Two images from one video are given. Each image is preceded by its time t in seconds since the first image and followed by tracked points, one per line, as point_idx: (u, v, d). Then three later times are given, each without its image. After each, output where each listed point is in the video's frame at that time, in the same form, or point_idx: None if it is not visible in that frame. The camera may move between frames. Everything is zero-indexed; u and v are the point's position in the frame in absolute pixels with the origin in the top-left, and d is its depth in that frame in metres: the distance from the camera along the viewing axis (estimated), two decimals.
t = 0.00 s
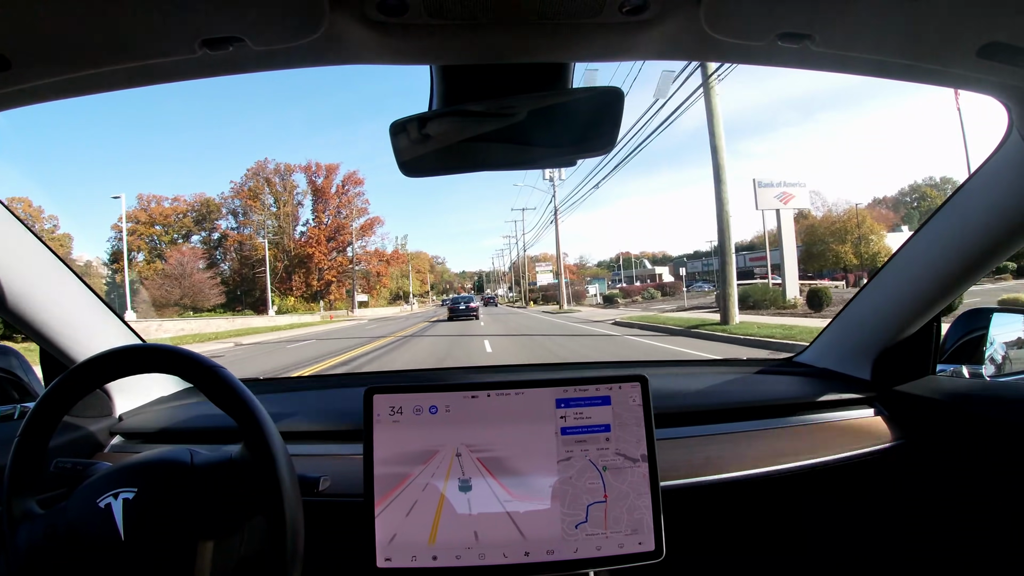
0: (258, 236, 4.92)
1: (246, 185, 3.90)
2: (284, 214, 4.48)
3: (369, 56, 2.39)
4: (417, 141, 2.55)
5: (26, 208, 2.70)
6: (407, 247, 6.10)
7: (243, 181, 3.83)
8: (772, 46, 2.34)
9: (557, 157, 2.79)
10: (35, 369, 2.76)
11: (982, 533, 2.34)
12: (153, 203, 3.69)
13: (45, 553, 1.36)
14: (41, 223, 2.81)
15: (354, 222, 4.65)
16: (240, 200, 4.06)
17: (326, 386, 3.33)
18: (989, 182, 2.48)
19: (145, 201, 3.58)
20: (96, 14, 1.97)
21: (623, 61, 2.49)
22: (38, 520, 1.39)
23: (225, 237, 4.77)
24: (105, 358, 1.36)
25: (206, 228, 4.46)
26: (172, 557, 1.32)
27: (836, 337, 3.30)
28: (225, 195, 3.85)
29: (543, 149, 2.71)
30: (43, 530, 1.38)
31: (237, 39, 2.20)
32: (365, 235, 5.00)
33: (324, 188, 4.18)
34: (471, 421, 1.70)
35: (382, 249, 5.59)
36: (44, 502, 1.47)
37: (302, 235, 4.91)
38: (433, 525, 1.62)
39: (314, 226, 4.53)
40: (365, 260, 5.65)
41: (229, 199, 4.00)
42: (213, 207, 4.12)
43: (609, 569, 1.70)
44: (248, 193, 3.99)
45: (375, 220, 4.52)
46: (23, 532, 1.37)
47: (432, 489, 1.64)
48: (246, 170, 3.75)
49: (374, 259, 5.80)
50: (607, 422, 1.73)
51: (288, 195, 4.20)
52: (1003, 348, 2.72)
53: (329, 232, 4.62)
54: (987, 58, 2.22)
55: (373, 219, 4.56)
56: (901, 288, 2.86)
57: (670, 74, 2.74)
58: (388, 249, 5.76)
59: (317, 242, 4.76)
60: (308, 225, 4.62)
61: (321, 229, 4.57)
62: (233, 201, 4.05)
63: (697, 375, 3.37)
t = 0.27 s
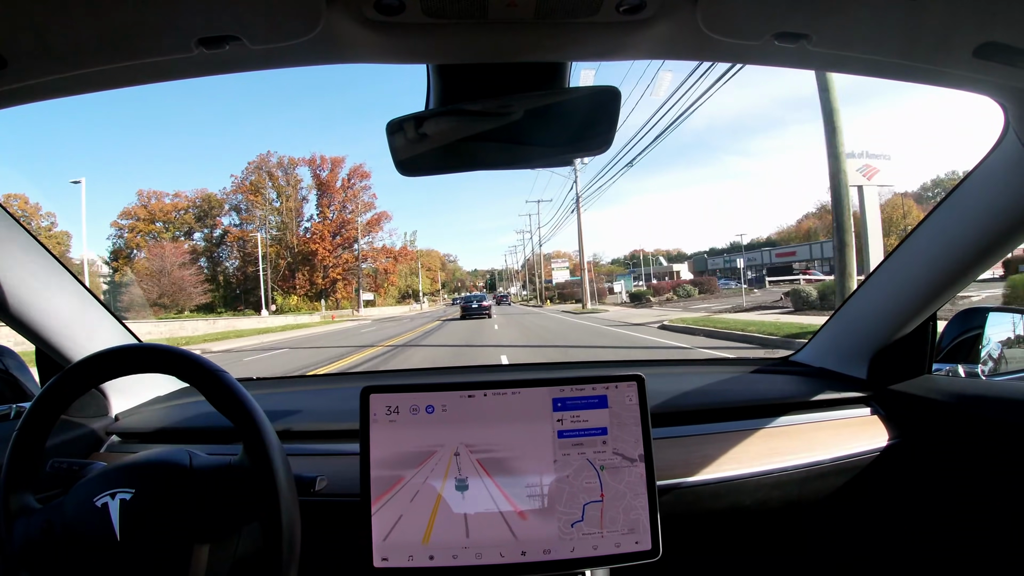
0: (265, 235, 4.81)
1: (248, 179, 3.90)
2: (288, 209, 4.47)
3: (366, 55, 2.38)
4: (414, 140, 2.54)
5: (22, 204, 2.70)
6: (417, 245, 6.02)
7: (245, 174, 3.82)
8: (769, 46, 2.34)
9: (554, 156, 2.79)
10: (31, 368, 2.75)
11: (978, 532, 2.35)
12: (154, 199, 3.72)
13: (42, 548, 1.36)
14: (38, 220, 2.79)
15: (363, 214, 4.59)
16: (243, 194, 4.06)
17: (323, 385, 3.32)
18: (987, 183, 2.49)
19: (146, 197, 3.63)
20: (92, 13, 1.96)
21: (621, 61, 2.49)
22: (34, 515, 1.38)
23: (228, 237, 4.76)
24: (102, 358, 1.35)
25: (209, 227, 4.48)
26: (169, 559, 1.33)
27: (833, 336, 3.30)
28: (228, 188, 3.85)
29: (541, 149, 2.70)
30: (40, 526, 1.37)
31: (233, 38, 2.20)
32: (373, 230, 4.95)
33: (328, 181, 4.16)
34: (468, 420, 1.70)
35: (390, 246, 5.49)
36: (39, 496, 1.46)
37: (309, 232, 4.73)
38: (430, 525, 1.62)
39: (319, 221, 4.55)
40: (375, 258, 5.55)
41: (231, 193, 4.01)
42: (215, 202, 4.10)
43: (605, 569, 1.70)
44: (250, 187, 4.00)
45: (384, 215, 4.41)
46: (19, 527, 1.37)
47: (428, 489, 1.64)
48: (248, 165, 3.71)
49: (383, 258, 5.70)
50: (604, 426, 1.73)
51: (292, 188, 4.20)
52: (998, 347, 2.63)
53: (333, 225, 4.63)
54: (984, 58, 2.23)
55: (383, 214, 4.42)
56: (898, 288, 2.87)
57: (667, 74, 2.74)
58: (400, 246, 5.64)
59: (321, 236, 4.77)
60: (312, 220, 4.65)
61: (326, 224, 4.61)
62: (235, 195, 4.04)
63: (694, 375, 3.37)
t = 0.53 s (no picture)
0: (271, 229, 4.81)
1: (249, 173, 3.90)
2: (292, 203, 4.46)
3: (365, 55, 2.39)
4: (414, 141, 2.55)
5: (19, 200, 2.71)
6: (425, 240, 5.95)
7: (246, 168, 3.84)
8: (768, 45, 2.34)
9: (554, 156, 2.79)
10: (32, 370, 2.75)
11: (979, 531, 2.35)
12: (156, 194, 3.89)
13: (41, 545, 1.35)
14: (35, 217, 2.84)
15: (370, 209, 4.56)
16: (246, 188, 4.08)
17: (324, 386, 3.32)
18: (987, 182, 2.49)
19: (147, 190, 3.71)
20: (92, 14, 1.96)
21: (620, 61, 2.49)
22: (35, 509, 1.38)
23: (233, 233, 4.79)
24: (106, 359, 1.35)
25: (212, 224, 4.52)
26: (167, 564, 1.32)
27: (834, 335, 3.30)
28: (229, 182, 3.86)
29: (541, 149, 2.71)
30: (41, 521, 1.37)
31: (233, 39, 2.20)
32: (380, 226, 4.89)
33: (333, 175, 4.16)
34: (469, 421, 1.70)
35: (397, 243, 5.42)
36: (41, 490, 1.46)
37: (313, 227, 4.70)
38: (431, 526, 1.62)
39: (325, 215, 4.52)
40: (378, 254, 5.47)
41: (232, 187, 4.03)
42: (218, 198, 4.22)
43: (606, 569, 1.70)
44: (251, 180, 4.00)
45: (392, 210, 4.39)
46: (20, 520, 1.36)
47: (430, 489, 1.64)
48: (251, 157, 3.77)
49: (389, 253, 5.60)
50: (605, 425, 1.73)
51: (297, 183, 4.19)
52: (999, 346, 2.63)
53: (339, 220, 4.60)
54: (983, 57, 2.23)
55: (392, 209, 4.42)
56: (899, 288, 2.86)
57: (667, 74, 2.74)
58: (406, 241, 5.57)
59: (326, 231, 4.74)
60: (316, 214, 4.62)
61: (331, 219, 4.58)
62: (236, 189, 4.05)
63: (695, 374, 3.37)
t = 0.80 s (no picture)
0: (271, 223, 4.76)
1: (248, 166, 3.81)
2: (296, 197, 4.38)
3: (368, 55, 2.39)
4: (417, 141, 2.55)
5: (12, 195, 2.67)
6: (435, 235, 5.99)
7: (246, 160, 3.72)
8: (771, 44, 2.34)
9: (557, 155, 2.79)
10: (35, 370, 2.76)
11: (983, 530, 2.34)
12: (154, 187, 3.72)
13: (46, 536, 1.37)
14: (29, 214, 2.77)
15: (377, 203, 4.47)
16: (245, 181, 3.99)
17: (326, 386, 3.32)
18: (990, 181, 2.48)
19: (145, 184, 3.60)
20: (95, 15, 1.97)
21: (622, 60, 2.49)
22: (41, 498, 1.40)
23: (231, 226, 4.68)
24: (113, 358, 1.35)
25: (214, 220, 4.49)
26: (167, 568, 1.31)
27: (837, 334, 3.29)
28: (228, 176, 3.81)
29: (544, 148, 2.71)
30: (46, 511, 1.38)
31: (236, 39, 2.20)
32: (386, 220, 4.88)
33: (337, 167, 4.09)
34: (472, 421, 1.69)
35: (404, 239, 5.50)
36: (48, 480, 1.48)
37: (317, 219, 4.67)
38: (435, 526, 1.62)
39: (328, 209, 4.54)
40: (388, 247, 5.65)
41: (232, 180, 3.95)
42: (219, 193, 4.12)
43: (610, 568, 1.70)
44: (251, 172, 3.90)
45: (397, 203, 4.31)
46: (26, 509, 1.38)
47: (433, 489, 1.64)
48: (251, 149, 3.61)
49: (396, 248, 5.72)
50: (608, 423, 1.73)
51: (299, 176, 4.16)
52: (1002, 345, 2.60)
53: (343, 212, 4.58)
54: (986, 55, 2.22)
55: (399, 204, 4.36)
56: (902, 287, 2.86)
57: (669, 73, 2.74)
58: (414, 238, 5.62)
59: (331, 228, 4.77)
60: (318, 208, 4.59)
61: (334, 212, 4.58)
62: (236, 183, 3.99)
63: (698, 374, 3.36)
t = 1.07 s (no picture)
0: (272, 219, 4.48)
1: (243, 156, 3.80)
2: (293, 189, 4.33)
3: (371, 56, 2.39)
4: (421, 141, 2.55)
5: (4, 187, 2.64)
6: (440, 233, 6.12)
7: (242, 151, 3.73)
8: (775, 42, 2.33)
9: (560, 154, 2.78)
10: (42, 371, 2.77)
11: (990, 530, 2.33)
12: (147, 181, 3.63)
13: (50, 529, 1.38)
14: (17, 207, 2.68)
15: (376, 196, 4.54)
16: (241, 172, 3.92)
17: (331, 386, 3.33)
18: (994, 179, 2.47)
19: (139, 179, 3.55)
20: (100, 17, 1.97)
21: (626, 59, 2.49)
22: (47, 490, 1.40)
23: (225, 222, 4.29)
24: (122, 358, 1.36)
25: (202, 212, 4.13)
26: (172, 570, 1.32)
27: (842, 333, 3.29)
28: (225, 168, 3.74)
29: (547, 148, 2.71)
30: (52, 502, 1.39)
31: (240, 40, 2.20)
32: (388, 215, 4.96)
33: (337, 158, 4.15)
34: (477, 420, 1.70)
35: (405, 233, 5.52)
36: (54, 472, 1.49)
37: (314, 212, 4.57)
38: (440, 526, 1.62)
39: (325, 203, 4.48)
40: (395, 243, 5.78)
41: (228, 172, 3.86)
42: (215, 186, 3.93)
43: (616, 568, 1.70)
44: (246, 164, 3.88)
45: (398, 194, 4.27)
46: (32, 500, 1.39)
47: (439, 489, 1.64)
48: (247, 140, 3.66)
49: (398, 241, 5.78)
50: (613, 422, 1.73)
51: (297, 168, 4.16)
52: (1008, 343, 2.59)
53: (343, 206, 4.57)
54: (991, 52, 2.22)
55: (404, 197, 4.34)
56: (906, 286, 2.85)
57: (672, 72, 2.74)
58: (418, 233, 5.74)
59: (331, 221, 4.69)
60: (317, 200, 4.52)
61: (333, 206, 4.54)
62: (233, 176, 3.92)
63: (702, 373, 3.36)
